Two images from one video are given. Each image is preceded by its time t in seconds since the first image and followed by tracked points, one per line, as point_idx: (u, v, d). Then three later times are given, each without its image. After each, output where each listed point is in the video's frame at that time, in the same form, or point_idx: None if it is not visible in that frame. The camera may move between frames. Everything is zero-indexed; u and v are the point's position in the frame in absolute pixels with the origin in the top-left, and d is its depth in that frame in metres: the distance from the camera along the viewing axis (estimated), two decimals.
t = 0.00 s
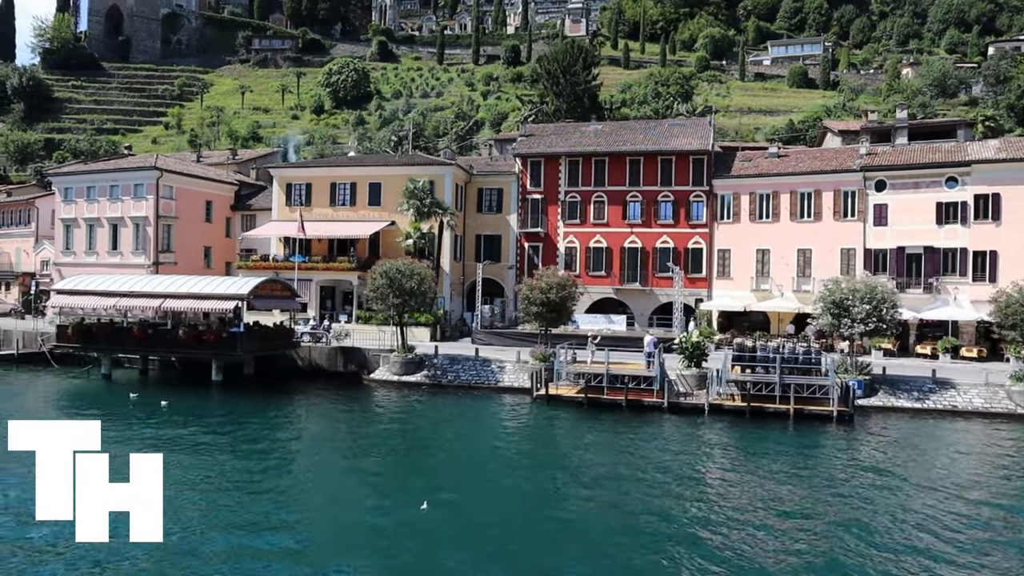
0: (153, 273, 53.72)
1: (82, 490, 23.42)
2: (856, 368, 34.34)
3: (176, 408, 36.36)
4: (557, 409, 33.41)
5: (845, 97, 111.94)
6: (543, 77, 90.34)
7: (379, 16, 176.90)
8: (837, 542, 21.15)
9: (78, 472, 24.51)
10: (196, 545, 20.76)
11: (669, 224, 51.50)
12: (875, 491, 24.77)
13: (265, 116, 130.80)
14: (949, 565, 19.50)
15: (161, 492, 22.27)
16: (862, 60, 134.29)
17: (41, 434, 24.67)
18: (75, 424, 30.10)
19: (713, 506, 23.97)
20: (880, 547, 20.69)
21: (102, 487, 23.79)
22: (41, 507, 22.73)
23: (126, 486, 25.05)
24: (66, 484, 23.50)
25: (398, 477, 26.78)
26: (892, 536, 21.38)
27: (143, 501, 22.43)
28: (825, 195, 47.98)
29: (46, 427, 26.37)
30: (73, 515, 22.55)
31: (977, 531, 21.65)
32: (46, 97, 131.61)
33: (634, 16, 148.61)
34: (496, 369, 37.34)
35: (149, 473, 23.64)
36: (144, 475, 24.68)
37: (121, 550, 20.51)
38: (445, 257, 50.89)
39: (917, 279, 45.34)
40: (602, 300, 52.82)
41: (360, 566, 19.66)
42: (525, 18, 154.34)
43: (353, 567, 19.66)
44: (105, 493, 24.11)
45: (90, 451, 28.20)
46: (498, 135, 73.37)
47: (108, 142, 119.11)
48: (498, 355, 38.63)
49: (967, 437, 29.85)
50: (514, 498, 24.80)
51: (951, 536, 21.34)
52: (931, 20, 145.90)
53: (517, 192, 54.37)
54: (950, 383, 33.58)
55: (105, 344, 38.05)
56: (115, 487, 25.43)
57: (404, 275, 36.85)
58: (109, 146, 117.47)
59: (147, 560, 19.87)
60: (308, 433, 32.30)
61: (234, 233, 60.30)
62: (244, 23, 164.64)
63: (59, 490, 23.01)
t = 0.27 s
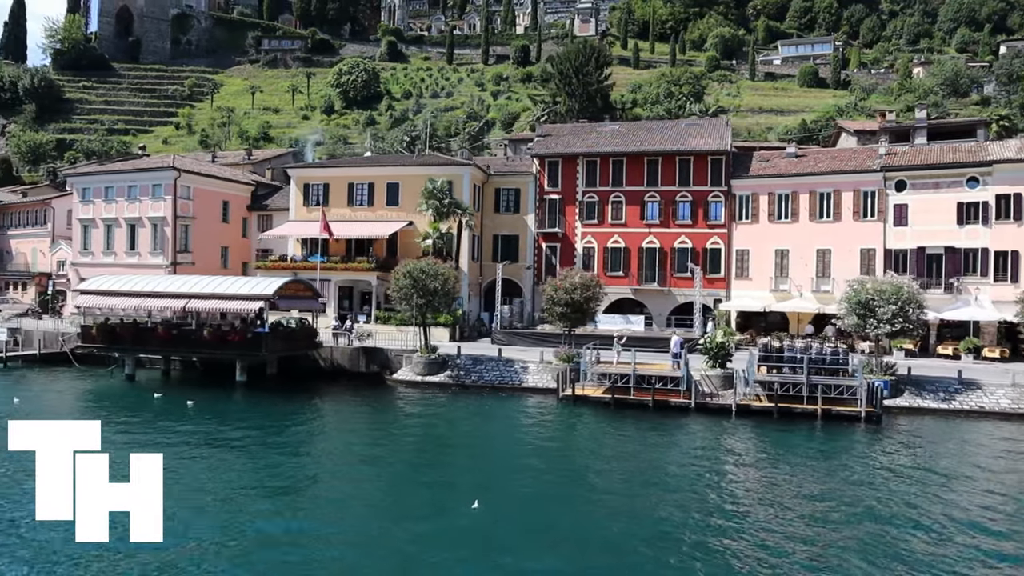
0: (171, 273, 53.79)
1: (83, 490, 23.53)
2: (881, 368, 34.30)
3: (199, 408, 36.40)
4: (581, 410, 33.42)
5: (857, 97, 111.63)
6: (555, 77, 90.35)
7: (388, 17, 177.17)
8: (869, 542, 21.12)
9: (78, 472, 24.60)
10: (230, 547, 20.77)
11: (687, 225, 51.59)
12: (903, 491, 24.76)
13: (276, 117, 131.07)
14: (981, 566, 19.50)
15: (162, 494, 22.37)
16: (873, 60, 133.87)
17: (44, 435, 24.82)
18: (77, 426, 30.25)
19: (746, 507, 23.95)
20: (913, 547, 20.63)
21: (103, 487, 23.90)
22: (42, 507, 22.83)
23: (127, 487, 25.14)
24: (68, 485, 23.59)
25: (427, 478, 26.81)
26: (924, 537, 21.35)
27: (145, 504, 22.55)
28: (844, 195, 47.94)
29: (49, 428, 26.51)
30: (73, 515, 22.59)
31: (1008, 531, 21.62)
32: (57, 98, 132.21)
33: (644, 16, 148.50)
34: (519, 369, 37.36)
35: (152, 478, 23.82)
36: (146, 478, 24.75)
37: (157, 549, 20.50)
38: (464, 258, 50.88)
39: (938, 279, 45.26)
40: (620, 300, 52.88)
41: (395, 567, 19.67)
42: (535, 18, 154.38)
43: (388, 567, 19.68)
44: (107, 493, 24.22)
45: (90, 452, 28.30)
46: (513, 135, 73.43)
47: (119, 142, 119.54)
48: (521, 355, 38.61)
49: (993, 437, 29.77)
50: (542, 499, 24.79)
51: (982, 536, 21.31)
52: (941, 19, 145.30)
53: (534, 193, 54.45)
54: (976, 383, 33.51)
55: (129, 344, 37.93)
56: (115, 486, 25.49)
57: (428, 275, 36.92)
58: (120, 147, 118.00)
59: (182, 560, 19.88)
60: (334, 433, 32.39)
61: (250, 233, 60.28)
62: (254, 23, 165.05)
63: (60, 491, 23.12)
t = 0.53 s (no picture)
0: (190, 273, 53.91)
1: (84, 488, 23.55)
2: (907, 368, 34.26)
3: (224, 409, 36.51)
4: (606, 410, 33.45)
5: (868, 96, 111.34)
6: (568, 76, 90.37)
7: (397, 17, 177.43)
8: (903, 542, 21.16)
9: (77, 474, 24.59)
10: (268, 548, 20.86)
11: (706, 225, 51.64)
12: (932, 491, 24.79)
13: (286, 117, 131.35)
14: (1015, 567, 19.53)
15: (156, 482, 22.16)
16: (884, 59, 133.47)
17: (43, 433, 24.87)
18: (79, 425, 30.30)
19: (780, 507, 24.01)
20: (949, 548, 20.63)
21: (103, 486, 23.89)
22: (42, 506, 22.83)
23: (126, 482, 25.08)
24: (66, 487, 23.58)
25: (459, 478, 26.93)
26: (956, 537, 21.36)
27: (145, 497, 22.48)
28: (864, 195, 47.87)
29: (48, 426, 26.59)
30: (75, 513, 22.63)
31: None
32: (69, 99, 132.79)
33: (653, 16, 148.39)
34: (543, 370, 37.39)
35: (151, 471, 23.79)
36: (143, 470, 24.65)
37: (195, 550, 20.59)
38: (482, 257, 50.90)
39: (959, 279, 45.18)
40: (638, 300, 52.93)
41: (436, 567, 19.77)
42: (544, 18, 154.40)
43: (427, 567, 19.77)
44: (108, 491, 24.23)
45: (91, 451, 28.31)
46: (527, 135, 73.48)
47: (130, 143, 119.96)
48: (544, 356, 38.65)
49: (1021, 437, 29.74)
50: (572, 498, 24.86)
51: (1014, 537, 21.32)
52: (952, 18, 144.63)
53: (552, 193, 54.54)
54: (1003, 384, 33.43)
55: (153, 345, 37.92)
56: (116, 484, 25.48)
57: (452, 275, 36.98)
58: (131, 147, 118.41)
59: (222, 561, 19.97)
60: (359, 433, 32.48)
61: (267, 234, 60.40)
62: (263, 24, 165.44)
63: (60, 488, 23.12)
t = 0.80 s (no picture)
0: (206, 274, 54.03)
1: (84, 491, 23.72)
2: (930, 368, 34.20)
3: (245, 409, 36.57)
4: (629, 411, 33.47)
5: (879, 95, 111.05)
6: (579, 76, 90.36)
7: (405, 17, 177.67)
8: (927, 541, 21.25)
9: (78, 474, 24.71)
10: (299, 547, 20.85)
11: (722, 225, 51.67)
12: (954, 490, 24.83)
13: (296, 117, 131.49)
14: None
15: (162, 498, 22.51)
16: (895, 58, 133.06)
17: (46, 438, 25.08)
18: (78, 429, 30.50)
19: (810, 508, 23.93)
20: (977, 549, 20.66)
21: (103, 488, 24.03)
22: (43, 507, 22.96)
23: (126, 488, 25.25)
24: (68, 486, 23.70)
25: (485, 479, 26.91)
26: (982, 538, 21.37)
27: (147, 504, 22.76)
28: (882, 195, 47.79)
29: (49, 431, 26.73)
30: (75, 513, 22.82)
31: None
32: (79, 99, 133.14)
33: (662, 16, 148.29)
34: (563, 370, 37.39)
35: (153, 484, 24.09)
36: (145, 480, 24.89)
37: (227, 549, 20.60)
38: (498, 257, 50.93)
39: (977, 280, 45.11)
40: (654, 300, 52.99)
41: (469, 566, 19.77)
42: (553, 18, 154.38)
43: (453, 566, 19.89)
44: (108, 495, 24.40)
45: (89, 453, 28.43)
46: (540, 135, 73.51)
47: (140, 143, 120.18)
48: (565, 356, 38.69)
49: None
50: (593, 498, 24.97)
51: None
52: (962, 16, 143.95)
53: (567, 193, 54.57)
54: None
55: (174, 345, 37.99)
56: (114, 487, 25.61)
57: (473, 276, 36.96)
58: (141, 147, 118.64)
59: (255, 559, 19.96)
60: (380, 433, 32.54)
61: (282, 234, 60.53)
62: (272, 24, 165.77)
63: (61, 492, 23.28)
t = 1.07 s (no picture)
0: (224, 274, 54.15)
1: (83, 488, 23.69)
2: (957, 369, 34.13)
3: (268, 409, 36.67)
4: (654, 412, 33.47)
5: (891, 95, 110.73)
6: (592, 76, 90.38)
7: (414, 17, 177.93)
8: (960, 541, 21.26)
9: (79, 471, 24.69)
10: (339, 549, 20.91)
11: (740, 225, 51.74)
12: (985, 491, 24.78)
13: (306, 117, 131.67)
14: None
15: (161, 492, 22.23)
16: (906, 57, 132.61)
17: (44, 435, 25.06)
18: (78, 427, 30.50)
19: (846, 509, 23.88)
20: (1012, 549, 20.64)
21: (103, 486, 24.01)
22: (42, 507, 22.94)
23: (127, 487, 25.00)
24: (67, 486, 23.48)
25: (517, 478, 26.94)
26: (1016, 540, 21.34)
27: (145, 498, 22.65)
28: (902, 195, 47.70)
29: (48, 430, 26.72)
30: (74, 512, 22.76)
31: None
32: (90, 100, 133.50)
33: (672, 16, 148.16)
34: (587, 370, 37.42)
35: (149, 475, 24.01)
36: (144, 474, 24.86)
37: (268, 550, 20.65)
38: (518, 257, 51.04)
39: (999, 280, 44.95)
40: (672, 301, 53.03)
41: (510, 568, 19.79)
42: (562, 18, 154.43)
43: (487, 566, 19.98)
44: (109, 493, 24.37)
45: (91, 452, 28.26)
46: (555, 136, 73.56)
47: (151, 144, 120.47)
48: (588, 356, 38.75)
49: None
50: (621, 497, 25.05)
51: None
52: (973, 15, 143.12)
53: (585, 193, 54.66)
54: None
55: (198, 346, 38.05)
56: (115, 488, 25.40)
57: (497, 276, 37.04)
58: (153, 147, 118.92)
59: (295, 560, 20.01)
60: (406, 433, 32.59)
61: (299, 235, 60.65)
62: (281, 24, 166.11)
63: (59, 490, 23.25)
